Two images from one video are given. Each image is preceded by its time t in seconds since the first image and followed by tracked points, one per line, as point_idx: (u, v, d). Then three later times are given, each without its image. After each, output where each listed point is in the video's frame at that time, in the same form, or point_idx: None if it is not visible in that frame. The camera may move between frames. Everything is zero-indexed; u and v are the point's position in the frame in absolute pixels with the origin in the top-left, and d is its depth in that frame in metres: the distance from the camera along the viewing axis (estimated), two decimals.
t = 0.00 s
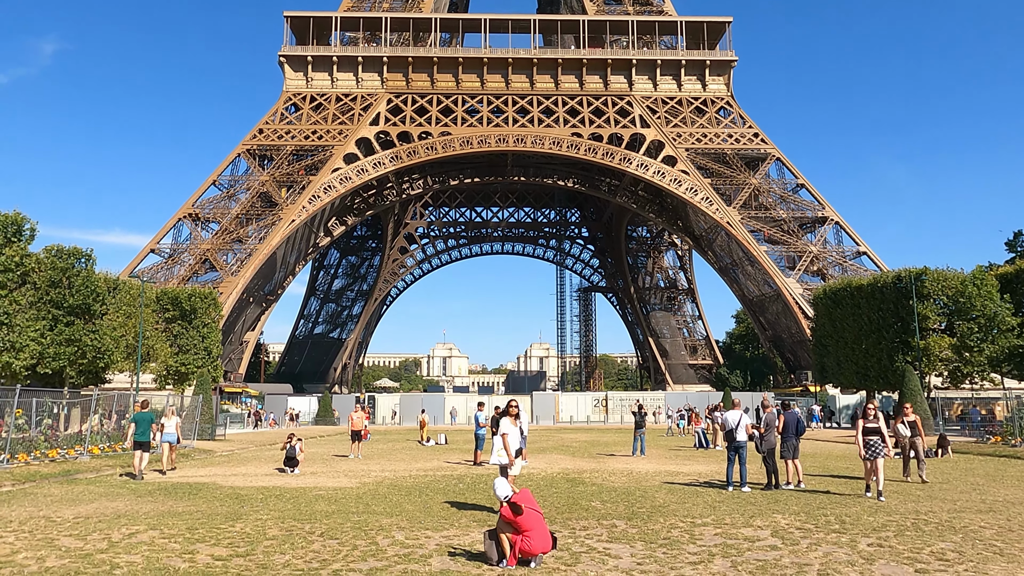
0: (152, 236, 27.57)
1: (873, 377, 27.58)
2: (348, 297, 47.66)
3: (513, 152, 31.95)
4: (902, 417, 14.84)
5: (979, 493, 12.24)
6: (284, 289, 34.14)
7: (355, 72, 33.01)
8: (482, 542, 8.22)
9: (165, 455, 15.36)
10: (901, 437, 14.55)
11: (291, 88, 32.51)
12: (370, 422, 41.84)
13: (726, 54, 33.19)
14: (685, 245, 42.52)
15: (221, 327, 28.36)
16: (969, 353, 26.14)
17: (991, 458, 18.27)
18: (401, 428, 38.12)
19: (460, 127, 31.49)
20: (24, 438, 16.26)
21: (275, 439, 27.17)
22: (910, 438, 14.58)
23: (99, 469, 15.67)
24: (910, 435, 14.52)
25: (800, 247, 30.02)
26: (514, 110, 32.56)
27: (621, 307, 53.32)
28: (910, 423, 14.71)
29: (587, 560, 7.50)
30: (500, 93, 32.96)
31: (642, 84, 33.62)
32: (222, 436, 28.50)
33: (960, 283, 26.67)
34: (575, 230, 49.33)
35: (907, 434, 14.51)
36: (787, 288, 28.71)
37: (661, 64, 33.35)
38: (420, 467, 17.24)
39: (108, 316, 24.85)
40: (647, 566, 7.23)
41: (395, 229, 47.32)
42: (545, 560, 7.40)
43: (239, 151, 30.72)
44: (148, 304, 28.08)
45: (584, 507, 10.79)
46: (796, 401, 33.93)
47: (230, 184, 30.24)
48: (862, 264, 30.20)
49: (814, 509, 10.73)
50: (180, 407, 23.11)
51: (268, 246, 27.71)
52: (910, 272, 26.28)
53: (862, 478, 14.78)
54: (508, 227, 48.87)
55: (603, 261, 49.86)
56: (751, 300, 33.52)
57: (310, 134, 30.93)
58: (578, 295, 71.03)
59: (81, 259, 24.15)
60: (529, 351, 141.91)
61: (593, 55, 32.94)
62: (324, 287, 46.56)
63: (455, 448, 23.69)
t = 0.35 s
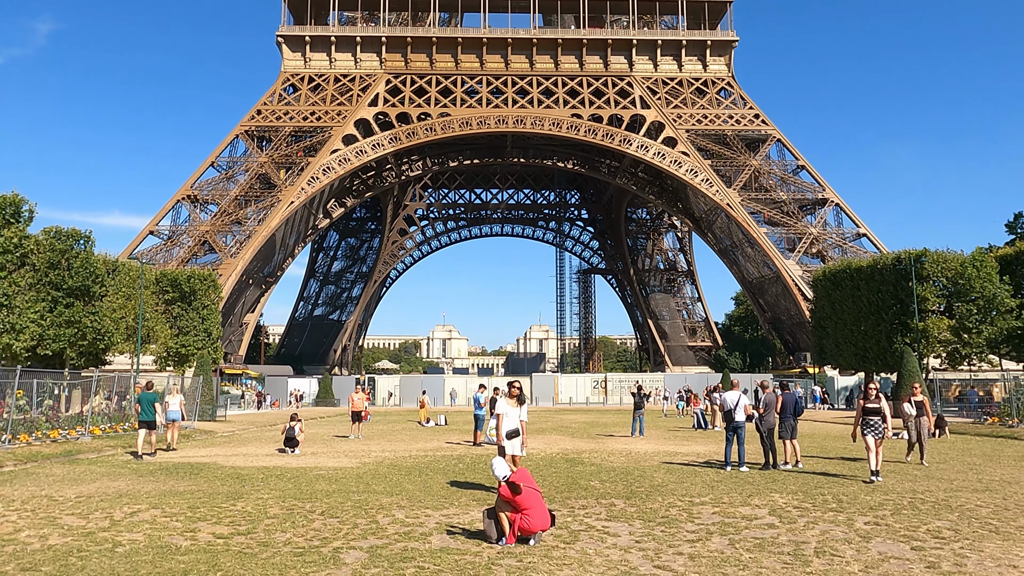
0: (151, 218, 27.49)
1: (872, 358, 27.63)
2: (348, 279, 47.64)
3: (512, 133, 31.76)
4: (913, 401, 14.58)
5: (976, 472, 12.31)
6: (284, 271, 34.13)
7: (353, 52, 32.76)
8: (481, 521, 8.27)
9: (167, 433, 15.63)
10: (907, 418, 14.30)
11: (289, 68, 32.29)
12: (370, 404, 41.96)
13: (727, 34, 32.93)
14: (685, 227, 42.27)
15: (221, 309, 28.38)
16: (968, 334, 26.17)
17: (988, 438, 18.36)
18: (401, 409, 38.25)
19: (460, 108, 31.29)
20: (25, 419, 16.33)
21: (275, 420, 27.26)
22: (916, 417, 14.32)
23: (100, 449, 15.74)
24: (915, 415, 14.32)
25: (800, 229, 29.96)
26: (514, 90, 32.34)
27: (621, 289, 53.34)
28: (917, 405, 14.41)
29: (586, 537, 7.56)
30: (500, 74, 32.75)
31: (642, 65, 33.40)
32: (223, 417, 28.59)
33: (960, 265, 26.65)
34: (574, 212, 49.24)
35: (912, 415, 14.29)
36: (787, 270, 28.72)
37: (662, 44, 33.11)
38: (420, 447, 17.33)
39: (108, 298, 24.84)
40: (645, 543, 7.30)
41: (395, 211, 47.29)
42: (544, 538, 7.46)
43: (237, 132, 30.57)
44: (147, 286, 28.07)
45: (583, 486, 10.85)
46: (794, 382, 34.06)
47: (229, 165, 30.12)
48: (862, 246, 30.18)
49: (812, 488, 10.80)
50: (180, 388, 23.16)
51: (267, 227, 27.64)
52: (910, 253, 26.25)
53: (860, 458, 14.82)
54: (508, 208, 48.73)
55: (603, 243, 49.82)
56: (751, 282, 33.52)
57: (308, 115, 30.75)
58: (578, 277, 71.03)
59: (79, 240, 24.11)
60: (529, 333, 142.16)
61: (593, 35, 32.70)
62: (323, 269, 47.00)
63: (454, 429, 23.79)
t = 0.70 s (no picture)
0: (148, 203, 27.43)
1: (869, 344, 27.71)
2: (346, 265, 47.56)
3: (511, 119, 31.60)
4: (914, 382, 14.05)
5: (971, 456, 12.36)
6: (282, 256, 34.11)
7: (351, 37, 32.54)
8: (479, 504, 8.32)
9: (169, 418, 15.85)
10: (909, 402, 13.72)
11: (287, 52, 32.10)
12: (369, 389, 42.06)
13: (727, 18, 32.73)
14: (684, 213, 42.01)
15: (220, 295, 28.41)
16: (965, 320, 26.25)
17: (984, 423, 18.44)
18: (399, 395, 38.34)
19: (458, 93, 31.15)
20: (25, 404, 16.36)
21: (274, 405, 27.35)
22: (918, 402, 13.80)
23: (99, 434, 15.79)
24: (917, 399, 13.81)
25: (798, 215, 29.94)
26: (512, 75, 32.17)
27: (619, 275, 53.38)
28: (919, 389, 13.87)
29: (583, 520, 7.60)
30: (498, 58, 32.56)
31: (642, 50, 33.21)
32: (222, 402, 28.66)
33: (958, 251, 26.67)
34: (573, 198, 49.21)
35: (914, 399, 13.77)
36: (786, 256, 28.72)
37: (661, 29, 32.93)
38: (418, 432, 17.39)
39: (106, 283, 24.84)
40: (641, 526, 7.34)
41: (394, 197, 46.97)
42: (542, 521, 7.50)
43: (234, 117, 30.42)
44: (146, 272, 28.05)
45: (580, 470, 10.91)
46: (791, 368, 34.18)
47: (226, 150, 30.00)
48: (860, 232, 30.18)
49: (807, 471, 10.86)
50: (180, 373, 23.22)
51: (265, 212, 27.57)
52: (908, 239, 26.26)
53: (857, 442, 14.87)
54: (506, 194, 48.64)
55: (601, 228, 49.79)
56: (749, 268, 33.54)
57: (306, 100, 30.60)
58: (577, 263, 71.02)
59: (77, 226, 24.06)
60: (527, 319, 142.26)
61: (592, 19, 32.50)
62: (322, 255, 46.68)
63: (453, 413, 23.87)
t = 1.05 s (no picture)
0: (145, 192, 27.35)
1: (866, 333, 27.73)
2: (344, 254, 47.45)
3: (509, 107, 31.46)
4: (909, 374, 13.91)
5: (967, 445, 12.40)
6: (280, 245, 34.05)
7: (348, 24, 32.34)
8: (476, 492, 8.33)
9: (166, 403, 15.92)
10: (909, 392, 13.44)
11: (284, 40, 31.92)
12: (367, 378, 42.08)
13: (726, 6, 32.56)
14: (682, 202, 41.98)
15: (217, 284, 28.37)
16: (962, 309, 26.26)
17: (980, 412, 18.51)
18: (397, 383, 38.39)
19: (456, 81, 31.01)
20: (23, 393, 16.36)
21: (272, 394, 27.39)
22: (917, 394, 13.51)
23: (98, 422, 15.79)
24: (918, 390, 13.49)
25: (797, 204, 29.89)
26: (510, 64, 32.03)
27: (617, 264, 53.37)
28: (919, 378, 13.59)
29: (579, 508, 7.63)
30: (496, 46, 32.40)
31: (640, 38, 33.05)
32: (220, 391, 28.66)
33: (956, 241, 26.66)
34: (571, 186, 49.09)
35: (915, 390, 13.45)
36: (784, 246, 28.68)
37: (660, 17, 32.77)
38: (416, 421, 17.42)
39: (103, 272, 24.78)
40: (637, 513, 7.36)
41: (392, 185, 46.77)
42: (538, 508, 7.52)
43: (232, 105, 30.28)
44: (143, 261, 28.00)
45: (576, 459, 10.94)
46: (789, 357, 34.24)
47: (224, 139, 29.89)
48: (858, 222, 30.15)
49: (803, 460, 10.90)
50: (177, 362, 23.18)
51: (263, 201, 27.48)
52: (906, 229, 26.24)
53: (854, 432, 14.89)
54: (504, 182, 48.49)
55: (599, 218, 49.72)
56: (747, 257, 33.51)
57: (303, 88, 30.45)
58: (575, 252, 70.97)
59: (73, 214, 23.98)
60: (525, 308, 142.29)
61: (591, 7, 32.33)
62: (320, 244, 46.54)
63: (451, 402, 23.89)
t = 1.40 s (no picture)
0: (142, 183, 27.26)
1: (865, 326, 27.71)
2: (343, 246, 47.31)
3: (509, 99, 31.31)
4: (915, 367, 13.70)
5: (967, 437, 12.37)
6: (278, 238, 33.97)
7: (347, 15, 32.15)
8: (476, 485, 8.29)
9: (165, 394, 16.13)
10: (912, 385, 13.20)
11: (282, 31, 31.73)
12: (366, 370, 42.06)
13: None
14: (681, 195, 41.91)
15: (216, 276, 28.31)
16: (962, 302, 26.23)
17: (979, 404, 18.51)
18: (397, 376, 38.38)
19: (455, 73, 30.86)
20: (21, 385, 16.32)
21: (271, 387, 27.35)
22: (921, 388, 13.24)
23: (96, 415, 15.77)
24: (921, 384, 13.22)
25: (796, 196, 29.80)
26: (510, 55, 31.87)
27: (616, 257, 53.30)
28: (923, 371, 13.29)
29: (580, 501, 7.59)
30: (495, 38, 32.23)
31: (640, 29, 32.88)
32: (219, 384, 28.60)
33: (956, 234, 26.60)
34: (570, 179, 48.94)
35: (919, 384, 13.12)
36: (783, 238, 28.58)
37: (660, 8, 32.60)
38: (415, 413, 17.39)
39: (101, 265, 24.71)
40: (638, 506, 7.33)
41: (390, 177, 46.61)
42: (538, 502, 7.48)
43: (230, 97, 30.13)
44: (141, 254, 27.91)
45: (576, 451, 10.91)
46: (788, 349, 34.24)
47: (222, 130, 29.76)
48: (858, 214, 30.09)
49: (804, 453, 10.86)
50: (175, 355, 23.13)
51: (262, 193, 27.36)
52: (906, 221, 26.19)
53: (854, 424, 14.87)
54: (503, 175, 48.34)
55: (598, 210, 49.62)
56: (746, 250, 33.44)
57: (302, 79, 30.30)
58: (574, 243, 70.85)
59: (71, 206, 23.89)
60: (524, 300, 142.29)
61: None
62: (318, 236, 46.41)
63: (450, 395, 23.87)
